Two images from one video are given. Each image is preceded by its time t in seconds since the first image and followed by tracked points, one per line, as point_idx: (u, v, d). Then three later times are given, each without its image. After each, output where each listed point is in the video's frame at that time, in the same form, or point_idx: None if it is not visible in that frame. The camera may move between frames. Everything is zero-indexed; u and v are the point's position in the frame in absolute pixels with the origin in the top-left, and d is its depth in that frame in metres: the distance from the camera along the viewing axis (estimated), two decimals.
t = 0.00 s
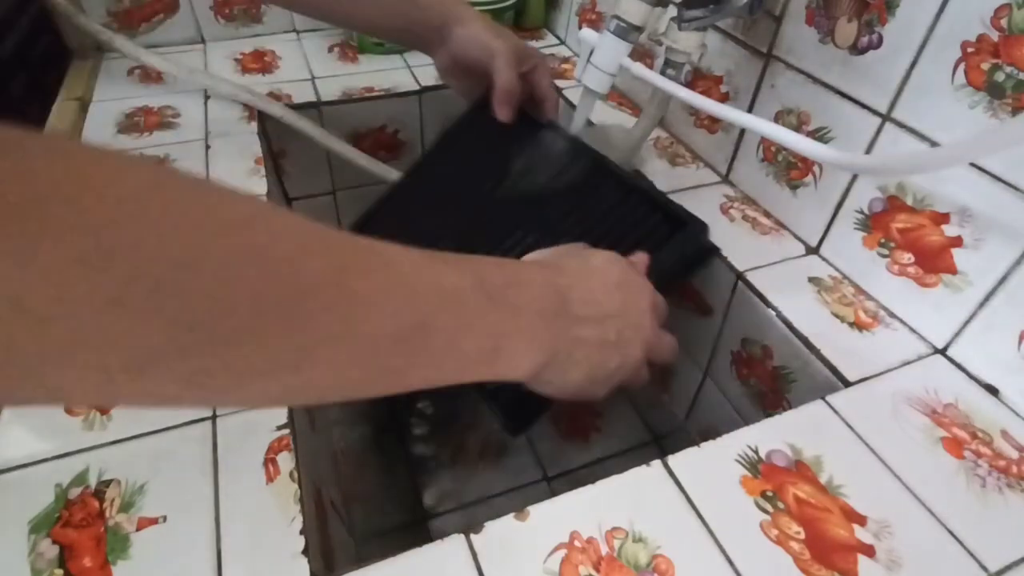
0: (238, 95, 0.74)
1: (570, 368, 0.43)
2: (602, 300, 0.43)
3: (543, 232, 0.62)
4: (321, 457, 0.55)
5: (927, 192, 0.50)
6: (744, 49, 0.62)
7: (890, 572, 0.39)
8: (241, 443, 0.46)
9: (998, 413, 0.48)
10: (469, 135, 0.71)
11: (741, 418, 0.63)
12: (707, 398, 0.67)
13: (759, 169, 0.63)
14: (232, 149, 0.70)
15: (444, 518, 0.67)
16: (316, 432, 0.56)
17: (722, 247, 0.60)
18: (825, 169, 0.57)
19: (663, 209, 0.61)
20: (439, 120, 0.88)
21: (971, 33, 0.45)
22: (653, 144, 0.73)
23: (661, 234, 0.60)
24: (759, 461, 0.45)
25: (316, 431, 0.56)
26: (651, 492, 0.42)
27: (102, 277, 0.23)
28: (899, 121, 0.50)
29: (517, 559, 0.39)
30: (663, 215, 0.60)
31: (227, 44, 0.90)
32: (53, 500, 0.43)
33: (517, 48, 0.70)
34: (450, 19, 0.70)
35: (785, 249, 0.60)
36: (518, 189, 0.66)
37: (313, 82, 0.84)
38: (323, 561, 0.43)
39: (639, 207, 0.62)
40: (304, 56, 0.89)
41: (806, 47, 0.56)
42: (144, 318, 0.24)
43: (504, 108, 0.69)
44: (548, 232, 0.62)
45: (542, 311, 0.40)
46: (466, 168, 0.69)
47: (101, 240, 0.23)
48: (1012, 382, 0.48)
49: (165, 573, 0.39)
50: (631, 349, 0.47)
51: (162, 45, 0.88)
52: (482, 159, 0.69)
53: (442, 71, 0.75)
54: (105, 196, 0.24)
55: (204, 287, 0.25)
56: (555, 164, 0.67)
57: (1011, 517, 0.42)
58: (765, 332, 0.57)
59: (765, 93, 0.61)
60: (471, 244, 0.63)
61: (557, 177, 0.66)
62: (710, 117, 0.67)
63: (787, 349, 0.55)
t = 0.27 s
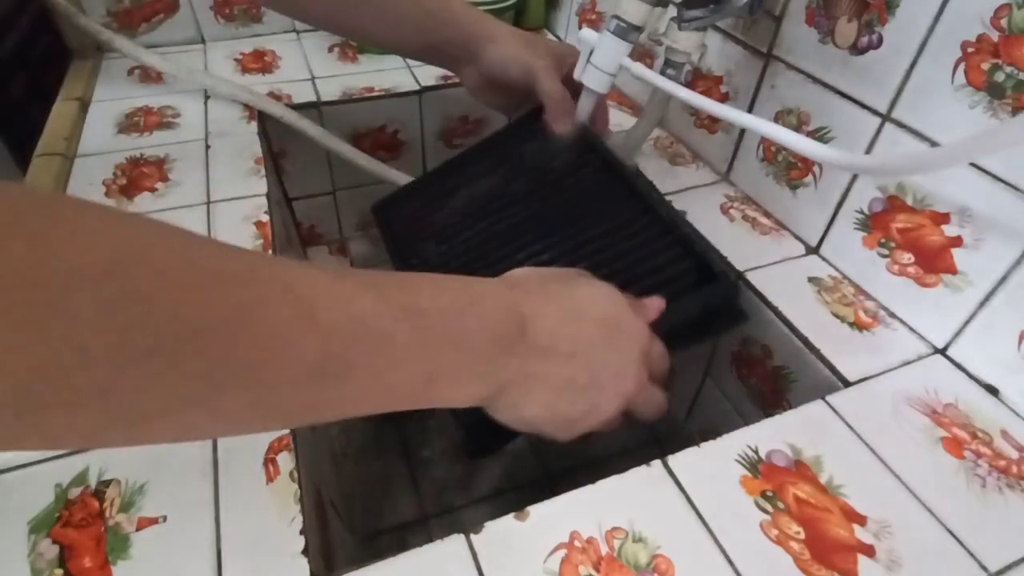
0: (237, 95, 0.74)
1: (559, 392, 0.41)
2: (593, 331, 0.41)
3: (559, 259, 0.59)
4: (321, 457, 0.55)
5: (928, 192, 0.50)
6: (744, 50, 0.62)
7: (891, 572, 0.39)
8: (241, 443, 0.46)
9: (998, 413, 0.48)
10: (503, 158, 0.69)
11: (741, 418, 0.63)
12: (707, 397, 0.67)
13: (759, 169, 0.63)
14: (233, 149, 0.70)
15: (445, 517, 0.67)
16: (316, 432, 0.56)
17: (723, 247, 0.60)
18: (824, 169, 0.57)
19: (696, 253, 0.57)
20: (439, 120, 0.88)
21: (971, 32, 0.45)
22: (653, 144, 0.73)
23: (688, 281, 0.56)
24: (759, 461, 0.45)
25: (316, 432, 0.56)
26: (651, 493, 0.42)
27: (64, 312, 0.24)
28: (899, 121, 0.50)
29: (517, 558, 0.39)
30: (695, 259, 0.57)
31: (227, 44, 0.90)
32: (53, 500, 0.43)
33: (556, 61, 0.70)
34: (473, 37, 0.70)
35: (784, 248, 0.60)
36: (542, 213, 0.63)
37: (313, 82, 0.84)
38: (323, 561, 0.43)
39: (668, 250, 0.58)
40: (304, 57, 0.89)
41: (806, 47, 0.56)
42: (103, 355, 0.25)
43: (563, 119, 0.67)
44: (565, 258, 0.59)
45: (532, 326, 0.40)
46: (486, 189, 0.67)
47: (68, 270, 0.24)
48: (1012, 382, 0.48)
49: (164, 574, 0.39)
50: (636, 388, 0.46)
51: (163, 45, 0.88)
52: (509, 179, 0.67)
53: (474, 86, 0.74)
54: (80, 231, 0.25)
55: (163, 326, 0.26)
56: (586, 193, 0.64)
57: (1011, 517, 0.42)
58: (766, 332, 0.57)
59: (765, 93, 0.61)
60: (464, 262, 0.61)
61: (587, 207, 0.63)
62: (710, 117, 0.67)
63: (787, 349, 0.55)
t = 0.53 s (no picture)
0: (237, 95, 0.74)
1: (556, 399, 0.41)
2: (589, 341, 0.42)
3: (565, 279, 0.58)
4: (321, 456, 0.55)
5: (927, 192, 0.50)
6: (744, 50, 0.62)
7: (891, 572, 0.39)
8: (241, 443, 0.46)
9: (997, 413, 0.48)
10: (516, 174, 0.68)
11: (741, 418, 0.63)
12: (707, 397, 0.67)
13: (759, 170, 0.63)
14: (233, 149, 0.70)
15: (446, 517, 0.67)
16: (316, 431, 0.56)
17: (723, 247, 0.60)
18: (824, 169, 0.57)
19: (706, 283, 0.55)
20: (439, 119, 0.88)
21: (971, 32, 0.45)
22: (653, 144, 0.73)
23: (693, 311, 0.54)
24: (759, 461, 0.45)
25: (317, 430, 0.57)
26: (651, 492, 0.42)
27: (64, 324, 0.24)
28: (899, 121, 0.50)
29: (517, 558, 0.39)
30: (700, 287, 0.55)
31: (227, 43, 0.90)
32: (53, 500, 0.43)
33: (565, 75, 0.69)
34: (482, 51, 0.68)
35: (784, 248, 0.60)
36: (549, 230, 0.62)
37: (313, 82, 0.84)
38: (323, 561, 0.43)
39: (675, 277, 0.57)
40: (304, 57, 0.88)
41: (806, 47, 0.56)
42: (100, 367, 0.25)
43: (585, 135, 0.66)
44: (570, 278, 0.58)
45: (525, 335, 0.40)
46: (494, 202, 0.67)
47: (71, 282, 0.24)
48: (1012, 382, 0.48)
49: (164, 573, 0.39)
50: (630, 403, 0.46)
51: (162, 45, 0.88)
52: (518, 193, 0.66)
53: (471, 102, 0.73)
54: (85, 244, 0.25)
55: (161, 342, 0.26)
56: (596, 213, 0.63)
57: (1011, 517, 0.42)
58: (766, 332, 0.57)
59: (765, 93, 0.61)
60: (465, 278, 0.61)
61: (597, 228, 0.62)
62: (710, 117, 0.67)
63: (787, 349, 0.55)
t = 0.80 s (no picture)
0: (237, 95, 0.74)
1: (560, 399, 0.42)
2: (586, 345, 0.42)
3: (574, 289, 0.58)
4: (321, 455, 0.55)
5: (927, 192, 0.50)
6: (744, 49, 0.62)
7: (890, 572, 0.39)
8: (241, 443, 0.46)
9: (998, 413, 0.48)
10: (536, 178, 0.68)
11: (742, 418, 0.63)
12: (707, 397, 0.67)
13: (759, 170, 0.63)
14: (233, 149, 0.70)
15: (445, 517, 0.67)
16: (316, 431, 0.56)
17: (723, 247, 0.60)
18: (824, 169, 0.57)
19: (719, 291, 0.54)
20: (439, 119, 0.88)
21: (971, 32, 0.45)
22: (654, 144, 0.73)
23: (706, 321, 0.54)
24: (759, 461, 0.45)
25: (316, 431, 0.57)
26: (651, 493, 0.42)
27: (60, 329, 0.24)
28: (899, 121, 0.50)
29: (517, 558, 0.39)
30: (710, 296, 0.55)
31: (227, 43, 0.90)
32: (53, 500, 0.43)
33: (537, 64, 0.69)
34: (454, 52, 0.67)
35: (784, 248, 0.60)
36: (561, 238, 0.63)
37: (313, 82, 0.84)
38: (323, 561, 0.43)
39: (685, 284, 0.56)
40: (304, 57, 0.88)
41: (806, 47, 0.56)
42: (104, 369, 0.25)
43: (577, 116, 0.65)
44: (579, 286, 0.58)
45: (523, 336, 0.40)
46: (505, 210, 0.67)
47: (73, 285, 0.24)
48: (1012, 382, 0.48)
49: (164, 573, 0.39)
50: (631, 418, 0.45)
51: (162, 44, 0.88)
52: (527, 201, 0.67)
53: (454, 105, 0.72)
54: (87, 249, 0.25)
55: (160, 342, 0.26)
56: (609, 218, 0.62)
57: (1011, 517, 0.42)
58: (765, 332, 0.57)
59: (765, 93, 0.61)
60: (478, 286, 0.62)
61: (610, 235, 0.61)
62: (710, 117, 0.67)
63: (787, 349, 0.55)
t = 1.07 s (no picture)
0: (237, 95, 0.74)
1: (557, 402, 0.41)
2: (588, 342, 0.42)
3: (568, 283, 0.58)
4: (321, 455, 0.55)
5: (927, 192, 0.50)
6: (744, 50, 0.62)
7: (891, 572, 0.39)
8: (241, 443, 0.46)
9: (998, 413, 0.48)
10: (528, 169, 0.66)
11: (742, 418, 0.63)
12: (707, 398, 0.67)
13: (759, 170, 0.63)
14: (233, 149, 0.70)
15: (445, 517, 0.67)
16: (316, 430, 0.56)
17: (723, 247, 0.60)
18: (824, 169, 0.57)
19: (710, 295, 0.56)
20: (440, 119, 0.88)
21: (971, 33, 0.45)
22: (653, 144, 0.73)
23: (697, 323, 0.55)
24: (759, 461, 0.44)
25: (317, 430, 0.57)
26: (650, 493, 0.42)
27: (63, 330, 0.24)
28: (899, 121, 0.50)
29: (517, 558, 0.39)
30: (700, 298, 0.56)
31: (227, 43, 0.89)
32: (53, 500, 0.43)
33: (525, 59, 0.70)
34: (448, 45, 0.67)
35: (784, 248, 0.60)
36: (552, 232, 0.62)
37: (313, 82, 0.84)
38: (323, 561, 0.43)
39: (677, 287, 0.57)
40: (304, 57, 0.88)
41: (806, 47, 0.56)
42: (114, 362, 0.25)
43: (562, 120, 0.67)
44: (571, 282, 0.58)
45: (524, 336, 0.40)
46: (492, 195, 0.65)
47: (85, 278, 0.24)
48: (1012, 382, 0.48)
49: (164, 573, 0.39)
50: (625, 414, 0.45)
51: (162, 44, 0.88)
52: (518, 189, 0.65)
53: (446, 99, 0.72)
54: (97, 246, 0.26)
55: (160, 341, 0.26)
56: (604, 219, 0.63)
57: (1011, 517, 0.42)
58: (765, 332, 0.57)
59: (765, 93, 0.61)
60: (468, 273, 0.60)
61: (603, 233, 0.61)
62: (710, 117, 0.67)
63: (786, 349, 0.55)
